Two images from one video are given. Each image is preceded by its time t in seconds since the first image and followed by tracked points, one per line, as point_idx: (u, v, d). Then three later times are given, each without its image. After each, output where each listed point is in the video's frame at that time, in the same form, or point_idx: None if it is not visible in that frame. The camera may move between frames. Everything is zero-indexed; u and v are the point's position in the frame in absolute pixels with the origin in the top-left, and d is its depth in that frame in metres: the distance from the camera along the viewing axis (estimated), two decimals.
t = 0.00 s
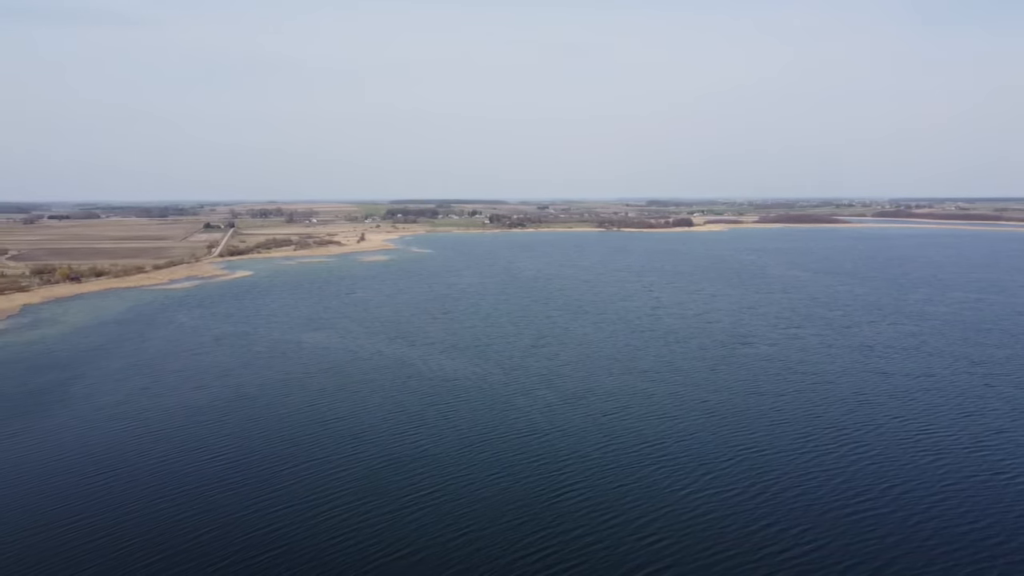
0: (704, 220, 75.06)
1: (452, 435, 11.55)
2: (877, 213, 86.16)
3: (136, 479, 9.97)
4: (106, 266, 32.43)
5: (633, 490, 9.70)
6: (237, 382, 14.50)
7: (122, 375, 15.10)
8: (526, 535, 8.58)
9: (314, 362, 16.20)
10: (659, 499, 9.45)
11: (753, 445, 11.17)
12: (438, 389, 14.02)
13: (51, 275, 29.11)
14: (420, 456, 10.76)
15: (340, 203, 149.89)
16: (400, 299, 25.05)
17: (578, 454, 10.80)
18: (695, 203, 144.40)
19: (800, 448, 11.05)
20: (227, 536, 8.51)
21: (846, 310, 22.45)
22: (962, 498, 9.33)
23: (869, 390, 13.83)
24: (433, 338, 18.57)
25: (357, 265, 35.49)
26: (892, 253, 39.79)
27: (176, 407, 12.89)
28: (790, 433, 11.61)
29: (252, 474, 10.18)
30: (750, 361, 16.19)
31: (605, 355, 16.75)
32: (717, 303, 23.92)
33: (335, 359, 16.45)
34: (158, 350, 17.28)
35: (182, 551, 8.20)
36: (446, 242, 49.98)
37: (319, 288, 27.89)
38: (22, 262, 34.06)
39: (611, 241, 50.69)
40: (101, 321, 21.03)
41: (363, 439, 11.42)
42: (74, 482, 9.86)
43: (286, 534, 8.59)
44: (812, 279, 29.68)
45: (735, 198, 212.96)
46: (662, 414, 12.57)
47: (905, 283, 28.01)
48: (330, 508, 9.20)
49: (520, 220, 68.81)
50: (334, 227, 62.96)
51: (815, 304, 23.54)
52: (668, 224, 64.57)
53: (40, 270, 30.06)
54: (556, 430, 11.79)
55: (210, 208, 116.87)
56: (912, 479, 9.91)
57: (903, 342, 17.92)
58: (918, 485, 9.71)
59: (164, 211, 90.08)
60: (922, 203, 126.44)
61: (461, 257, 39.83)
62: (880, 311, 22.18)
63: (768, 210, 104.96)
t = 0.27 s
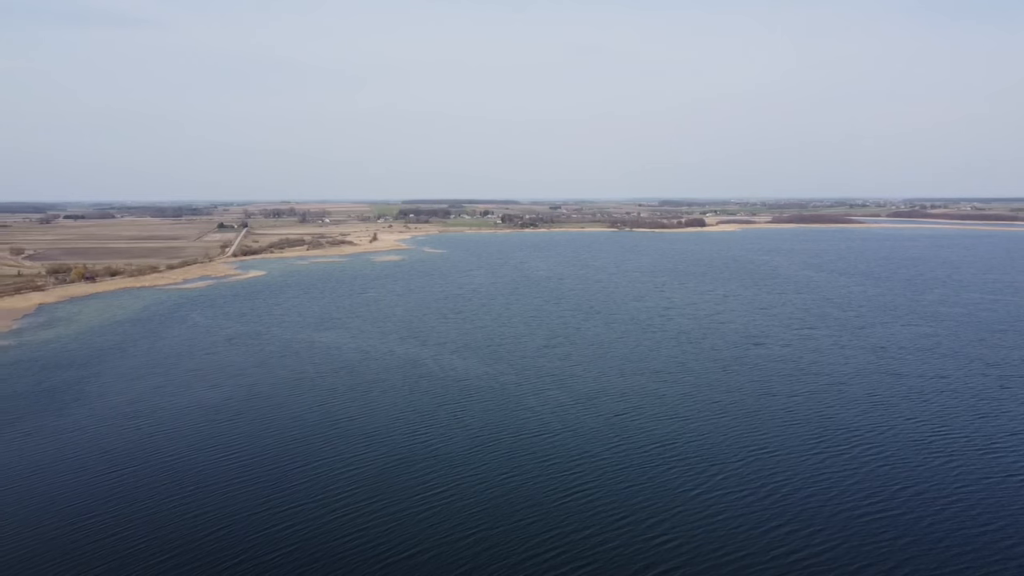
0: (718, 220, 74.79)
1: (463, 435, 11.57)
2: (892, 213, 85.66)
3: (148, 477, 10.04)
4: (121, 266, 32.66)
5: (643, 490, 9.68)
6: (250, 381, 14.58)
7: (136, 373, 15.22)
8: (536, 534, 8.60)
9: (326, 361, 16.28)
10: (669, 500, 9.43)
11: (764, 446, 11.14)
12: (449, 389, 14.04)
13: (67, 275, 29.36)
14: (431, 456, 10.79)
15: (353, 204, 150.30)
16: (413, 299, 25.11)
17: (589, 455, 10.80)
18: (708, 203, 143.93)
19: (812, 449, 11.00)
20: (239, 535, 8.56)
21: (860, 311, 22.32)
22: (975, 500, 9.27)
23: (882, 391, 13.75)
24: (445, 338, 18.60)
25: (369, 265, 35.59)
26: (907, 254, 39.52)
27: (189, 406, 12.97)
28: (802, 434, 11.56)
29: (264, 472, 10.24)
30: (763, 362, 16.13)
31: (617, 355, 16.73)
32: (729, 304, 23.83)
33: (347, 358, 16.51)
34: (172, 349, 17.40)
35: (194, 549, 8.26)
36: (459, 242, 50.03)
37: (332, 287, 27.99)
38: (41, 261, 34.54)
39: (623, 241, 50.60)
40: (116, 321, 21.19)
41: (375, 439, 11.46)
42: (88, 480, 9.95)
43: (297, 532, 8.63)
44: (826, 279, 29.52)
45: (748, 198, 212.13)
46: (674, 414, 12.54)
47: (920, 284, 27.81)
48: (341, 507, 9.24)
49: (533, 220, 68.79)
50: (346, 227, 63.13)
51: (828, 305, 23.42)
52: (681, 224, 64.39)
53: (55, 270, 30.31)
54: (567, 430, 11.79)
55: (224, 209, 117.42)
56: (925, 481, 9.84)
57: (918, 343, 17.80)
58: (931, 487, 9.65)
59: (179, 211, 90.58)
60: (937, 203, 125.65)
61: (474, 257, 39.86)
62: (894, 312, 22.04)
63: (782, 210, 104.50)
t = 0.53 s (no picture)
0: (731, 220, 74.57)
1: (474, 435, 11.58)
2: (906, 214, 85.14)
3: (162, 475, 10.10)
4: (136, 266, 32.87)
5: (654, 491, 9.67)
6: (262, 380, 14.67)
7: (149, 372, 15.31)
8: (547, 534, 8.61)
9: (338, 360, 16.34)
10: (681, 500, 9.41)
11: (777, 446, 11.10)
12: (461, 389, 14.06)
13: (82, 275, 29.61)
14: (443, 455, 10.82)
15: (366, 204, 150.66)
16: (425, 299, 25.15)
17: (601, 455, 10.79)
18: (722, 202, 143.54)
19: (825, 450, 10.95)
20: (251, 533, 8.60)
21: (874, 312, 22.18)
22: (990, 502, 9.21)
23: (896, 393, 13.67)
24: (457, 337, 18.63)
25: (382, 264, 35.72)
26: (922, 254, 39.24)
27: (202, 405, 13.05)
28: (815, 435, 11.51)
29: (276, 471, 10.31)
30: (775, 363, 16.06)
31: (629, 355, 16.70)
32: (742, 304, 23.74)
33: (359, 358, 16.58)
34: (185, 348, 17.50)
35: (208, 546, 8.32)
36: (471, 242, 50.08)
37: (344, 287, 28.08)
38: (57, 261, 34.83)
39: (636, 241, 50.49)
40: (131, 320, 21.33)
41: (385, 438, 11.50)
42: (103, 477, 10.03)
43: (309, 531, 8.67)
44: (840, 280, 29.36)
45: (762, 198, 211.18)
46: (686, 415, 12.51)
47: (935, 285, 27.61)
48: (352, 506, 9.28)
49: (545, 220, 68.79)
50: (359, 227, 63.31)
51: (842, 306, 23.28)
52: (694, 224, 64.22)
53: (70, 270, 30.53)
54: (579, 430, 11.80)
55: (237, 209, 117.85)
56: (939, 482, 9.78)
57: (932, 344, 17.68)
58: (944, 489, 9.60)
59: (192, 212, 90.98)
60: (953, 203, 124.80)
61: (486, 257, 39.90)
62: (908, 313, 21.90)
63: (796, 210, 103.97)
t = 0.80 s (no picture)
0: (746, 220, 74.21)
1: (487, 434, 11.61)
2: (924, 214, 84.44)
3: (178, 473, 10.19)
4: (152, 265, 33.14)
5: (667, 491, 9.66)
6: (277, 379, 14.75)
7: (166, 371, 15.44)
8: (559, 534, 8.61)
9: (353, 359, 16.41)
10: (695, 501, 9.39)
11: (791, 448, 11.06)
12: (475, 388, 14.09)
13: (100, 274, 29.88)
14: (456, 455, 10.85)
15: (380, 204, 151.10)
16: (439, 298, 25.20)
17: (614, 455, 10.78)
18: (737, 202, 142.93)
19: (840, 452, 10.89)
20: (265, 531, 8.66)
21: (890, 313, 22.02)
22: (1007, 505, 9.12)
23: (912, 394, 13.57)
24: (471, 337, 18.65)
25: (396, 264, 35.82)
26: (940, 255, 38.89)
27: (218, 403, 13.15)
28: (830, 437, 11.45)
29: (291, 469, 10.37)
30: (791, 364, 15.98)
31: (643, 356, 16.67)
32: (757, 305, 23.63)
33: (374, 357, 16.65)
34: (201, 347, 17.63)
35: (222, 544, 8.39)
36: (485, 242, 50.12)
37: (359, 286, 28.18)
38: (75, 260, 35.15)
39: (650, 241, 50.36)
40: (148, 319, 21.50)
41: (399, 437, 11.55)
42: (120, 475, 10.13)
43: (322, 529, 8.72)
44: (856, 281, 29.15)
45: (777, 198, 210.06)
46: (700, 415, 12.48)
47: (952, 285, 27.36)
48: (366, 505, 9.32)
49: (559, 220, 68.73)
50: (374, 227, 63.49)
51: (857, 307, 23.15)
52: (709, 224, 63.99)
53: (88, 269, 30.84)
54: (592, 430, 11.79)
55: (252, 209, 118.60)
56: (955, 485, 9.71)
57: (950, 345, 17.53)
58: (961, 491, 9.52)
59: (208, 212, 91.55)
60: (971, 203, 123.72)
61: (499, 257, 39.92)
62: (925, 314, 21.72)
63: (812, 210, 103.38)
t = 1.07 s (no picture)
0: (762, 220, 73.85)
1: (501, 434, 11.64)
2: (942, 215, 83.73)
3: (195, 471, 10.29)
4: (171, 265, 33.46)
5: (681, 493, 9.63)
6: (293, 378, 14.85)
7: (184, 370, 15.58)
8: (573, 534, 8.61)
9: (369, 359, 16.49)
10: (708, 502, 9.38)
11: (807, 449, 11.01)
12: (489, 389, 14.13)
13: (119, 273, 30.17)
14: (470, 455, 10.88)
15: (396, 204, 151.54)
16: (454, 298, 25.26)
17: (628, 456, 10.77)
18: (753, 203, 142.26)
19: (856, 454, 10.83)
20: (281, 528, 8.74)
21: (908, 314, 21.84)
22: None
23: (930, 396, 13.47)
24: (485, 337, 18.69)
25: (411, 264, 35.91)
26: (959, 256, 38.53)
27: (235, 402, 13.27)
28: (846, 438, 11.39)
29: (306, 468, 10.44)
30: (807, 365, 15.90)
31: (658, 357, 16.64)
32: (773, 306, 23.51)
33: (389, 357, 16.71)
34: (218, 346, 17.79)
35: (238, 542, 8.46)
36: (500, 242, 50.18)
37: (374, 286, 28.30)
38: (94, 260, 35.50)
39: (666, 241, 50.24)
40: (166, 318, 21.71)
41: (414, 437, 11.59)
42: (137, 473, 10.24)
43: (337, 527, 8.79)
44: (874, 281, 28.93)
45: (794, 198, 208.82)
46: (714, 417, 12.45)
47: (972, 286, 27.11)
48: (380, 504, 9.36)
49: (574, 220, 68.69)
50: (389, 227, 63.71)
51: (875, 308, 22.99)
52: (725, 224, 63.74)
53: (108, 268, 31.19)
54: (606, 431, 11.79)
55: (268, 209, 119.37)
56: (973, 488, 9.63)
57: (968, 347, 17.38)
58: (979, 494, 9.44)
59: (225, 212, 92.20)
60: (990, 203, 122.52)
61: (514, 257, 39.95)
62: (944, 315, 21.53)
63: (829, 210, 102.75)
